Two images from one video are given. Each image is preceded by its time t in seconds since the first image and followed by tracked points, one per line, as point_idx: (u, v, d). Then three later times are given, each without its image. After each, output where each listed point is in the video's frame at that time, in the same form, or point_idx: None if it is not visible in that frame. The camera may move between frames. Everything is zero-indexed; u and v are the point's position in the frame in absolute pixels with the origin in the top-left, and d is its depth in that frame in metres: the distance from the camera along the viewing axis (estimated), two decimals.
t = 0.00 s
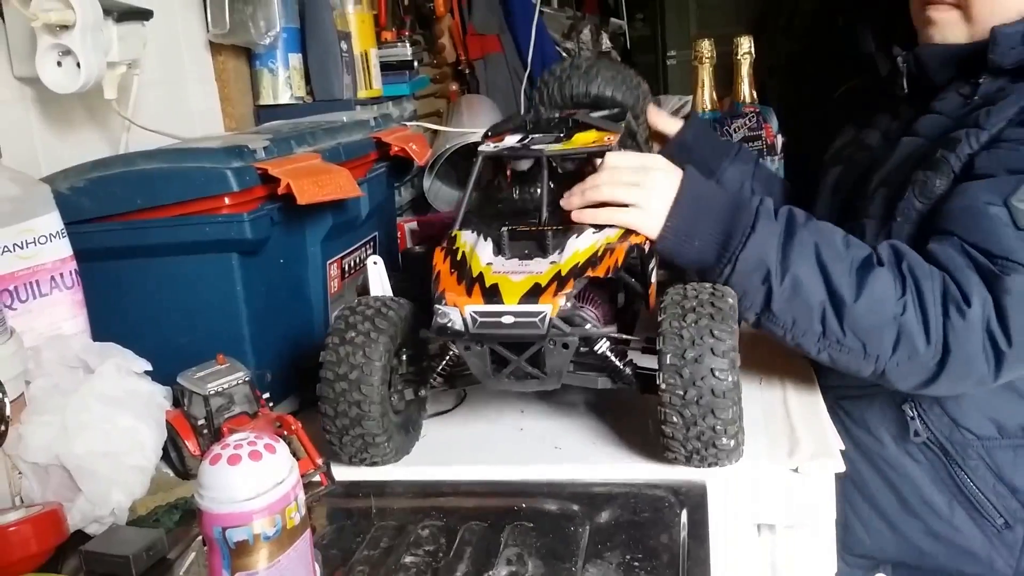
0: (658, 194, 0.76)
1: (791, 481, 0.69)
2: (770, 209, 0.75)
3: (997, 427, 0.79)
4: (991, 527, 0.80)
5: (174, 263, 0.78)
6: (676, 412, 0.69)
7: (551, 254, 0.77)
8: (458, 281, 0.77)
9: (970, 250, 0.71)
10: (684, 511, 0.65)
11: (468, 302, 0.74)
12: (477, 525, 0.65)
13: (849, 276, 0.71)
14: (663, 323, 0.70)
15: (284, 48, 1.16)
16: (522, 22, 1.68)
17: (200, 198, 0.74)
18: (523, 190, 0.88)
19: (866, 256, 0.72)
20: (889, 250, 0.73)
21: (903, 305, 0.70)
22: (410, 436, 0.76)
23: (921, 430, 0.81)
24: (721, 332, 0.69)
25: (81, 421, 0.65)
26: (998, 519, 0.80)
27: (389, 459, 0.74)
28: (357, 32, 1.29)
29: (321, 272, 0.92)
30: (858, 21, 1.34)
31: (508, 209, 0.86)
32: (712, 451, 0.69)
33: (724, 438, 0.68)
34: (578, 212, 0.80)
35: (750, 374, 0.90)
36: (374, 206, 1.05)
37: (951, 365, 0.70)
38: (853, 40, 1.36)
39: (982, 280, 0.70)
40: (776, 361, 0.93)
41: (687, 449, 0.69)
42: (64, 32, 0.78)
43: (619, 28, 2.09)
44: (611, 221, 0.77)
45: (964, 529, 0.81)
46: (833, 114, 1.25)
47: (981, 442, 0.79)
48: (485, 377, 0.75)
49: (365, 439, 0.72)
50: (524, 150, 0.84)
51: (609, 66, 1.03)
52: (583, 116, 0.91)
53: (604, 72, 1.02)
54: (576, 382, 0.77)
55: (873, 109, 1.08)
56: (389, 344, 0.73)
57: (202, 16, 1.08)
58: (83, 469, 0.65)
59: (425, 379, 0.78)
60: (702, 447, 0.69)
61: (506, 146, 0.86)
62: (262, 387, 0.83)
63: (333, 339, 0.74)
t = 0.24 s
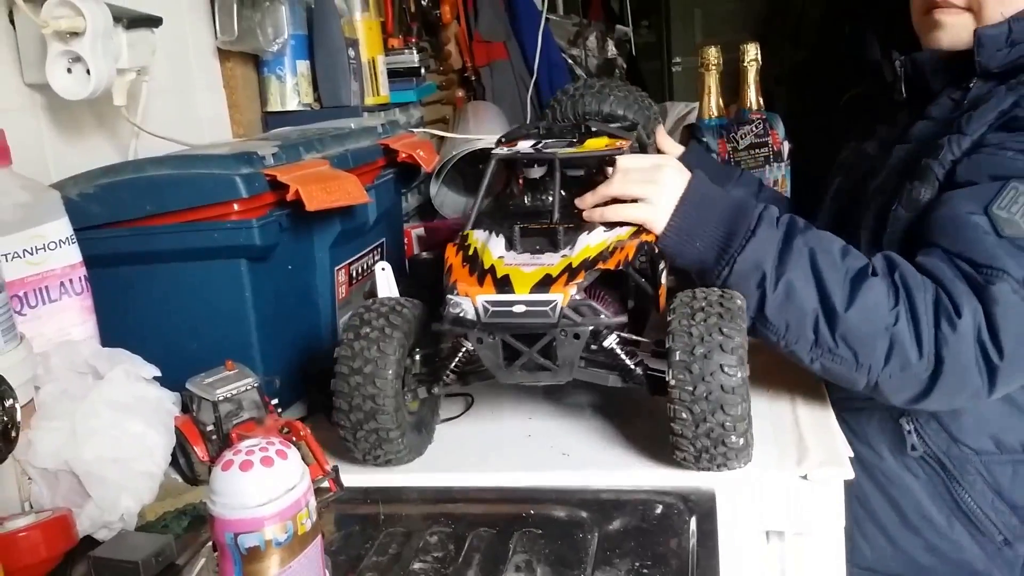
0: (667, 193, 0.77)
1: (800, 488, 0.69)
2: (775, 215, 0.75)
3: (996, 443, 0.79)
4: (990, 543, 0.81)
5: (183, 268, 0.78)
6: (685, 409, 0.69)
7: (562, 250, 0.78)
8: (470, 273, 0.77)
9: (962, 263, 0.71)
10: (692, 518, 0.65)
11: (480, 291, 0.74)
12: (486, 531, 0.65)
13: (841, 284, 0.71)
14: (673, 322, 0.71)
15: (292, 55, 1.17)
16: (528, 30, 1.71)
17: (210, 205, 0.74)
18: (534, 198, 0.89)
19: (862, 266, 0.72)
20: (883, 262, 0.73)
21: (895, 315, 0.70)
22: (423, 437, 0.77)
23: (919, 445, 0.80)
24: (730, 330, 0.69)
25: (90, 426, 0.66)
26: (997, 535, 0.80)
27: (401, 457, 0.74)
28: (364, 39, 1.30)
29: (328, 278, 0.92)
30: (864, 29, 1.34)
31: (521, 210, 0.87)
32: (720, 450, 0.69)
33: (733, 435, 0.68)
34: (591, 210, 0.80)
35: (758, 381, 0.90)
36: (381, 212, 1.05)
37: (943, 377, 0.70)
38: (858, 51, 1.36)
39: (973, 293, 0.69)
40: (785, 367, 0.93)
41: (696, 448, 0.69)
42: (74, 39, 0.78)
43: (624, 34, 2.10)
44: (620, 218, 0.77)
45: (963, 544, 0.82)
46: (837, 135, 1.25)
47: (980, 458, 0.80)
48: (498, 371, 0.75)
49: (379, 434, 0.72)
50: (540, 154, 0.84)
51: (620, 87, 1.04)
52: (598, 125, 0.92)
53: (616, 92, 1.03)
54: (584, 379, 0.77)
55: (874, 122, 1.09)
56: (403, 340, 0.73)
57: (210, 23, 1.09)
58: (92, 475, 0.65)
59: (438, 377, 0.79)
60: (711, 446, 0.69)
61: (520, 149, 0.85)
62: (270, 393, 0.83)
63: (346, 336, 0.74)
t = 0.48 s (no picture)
0: (669, 167, 0.77)
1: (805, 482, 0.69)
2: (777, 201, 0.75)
3: (977, 449, 0.79)
4: (974, 549, 0.81)
5: (187, 265, 0.78)
6: (683, 406, 0.68)
7: (558, 234, 0.78)
8: (465, 260, 0.77)
9: (942, 274, 0.70)
10: (697, 512, 0.65)
11: (473, 279, 0.74)
12: (490, 525, 0.65)
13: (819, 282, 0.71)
14: (669, 318, 0.71)
15: (296, 51, 1.17)
16: (532, 25, 1.69)
17: (215, 200, 0.74)
18: (546, 180, 0.89)
19: (851, 262, 0.72)
20: (872, 259, 0.73)
21: (870, 317, 0.70)
22: (425, 431, 0.77)
23: (898, 449, 0.81)
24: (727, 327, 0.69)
25: (97, 421, 0.66)
26: (981, 541, 0.80)
27: (402, 449, 0.74)
28: (368, 35, 1.30)
29: (333, 274, 0.92)
30: (870, 23, 1.33)
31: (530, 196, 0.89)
32: (721, 447, 0.68)
33: (732, 431, 0.68)
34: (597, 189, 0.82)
35: (763, 374, 0.90)
36: (386, 208, 1.05)
37: (912, 384, 0.70)
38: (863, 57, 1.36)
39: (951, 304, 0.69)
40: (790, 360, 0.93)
41: (696, 444, 0.69)
42: (79, 36, 0.78)
43: (628, 29, 2.10)
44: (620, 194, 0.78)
45: (945, 547, 0.82)
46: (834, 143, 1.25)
47: (961, 463, 0.79)
48: (496, 365, 0.74)
49: (379, 426, 0.72)
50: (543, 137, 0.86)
51: (642, 65, 1.01)
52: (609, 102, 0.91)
53: (635, 69, 1.00)
54: (584, 372, 0.77)
55: (865, 128, 1.08)
56: (402, 333, 0.73)
57: (214, 20, 1.09)
58: (98, 470, 0.65)
59: (439, 371, 0.78)
60: (711, 442, 0.68)
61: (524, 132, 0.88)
62: (276, 389, 0.83)
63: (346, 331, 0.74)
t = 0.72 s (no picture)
0: (672, 167, 0.77)
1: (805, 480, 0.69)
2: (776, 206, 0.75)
3: (976, 453, 0.79)
4: (974, 551, 0.81)
5: (187, 264, 0.78)
6: (689, 403, 0.68)
7: (566, 232, 0.78)
8: (473, 254, 0.77)
9: (938, 285, 0.70)
10: (698, 509, 0.65)
11: (484, 273, 0.74)
12: (491, 523, 0.65)
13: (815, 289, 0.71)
14: (677, 317, 0.70)
15: (295, 49, 1.17)
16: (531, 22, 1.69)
17: (214, 199, 0.74)
18: (539, 177, 0.91)
19: (846, 271, 0.72)
20: (868, 269, 0.73)
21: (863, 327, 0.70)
22: (430, 431, 0.77)
23: (897, 453, 0.81)
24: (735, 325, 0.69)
25: (97, 420, 0.66)
26: (981, 544, 0.80)
27: (408, 452, 0.74)
28: (367, 33, 1.30)
29: (333, 272, 0.92)
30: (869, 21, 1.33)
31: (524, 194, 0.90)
32: (725, 445, 0.69)
33: (738, 430, 0.68)
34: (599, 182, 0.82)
35: (763, 372, 0.90)
36: (386, 206, 1.06)
37: (905, 396, 0.70)
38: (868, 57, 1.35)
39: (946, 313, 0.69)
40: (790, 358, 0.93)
41: (701, 442, 0.69)
42: (78, 35, 0.78)
43: (627, 26, 2.10)
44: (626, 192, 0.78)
45: (946, 549, 0.82)
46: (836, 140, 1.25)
47: (961, 468, 0.79)
48: (502, 365, 0.74)
49: (385, 433, 0.72)
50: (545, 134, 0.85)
51: (626, 66, 1.04)
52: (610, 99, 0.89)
53: (622, 71, 1.02)
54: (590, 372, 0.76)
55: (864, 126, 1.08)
56: (406, 339, 0.73)
57: (213, 18, 1.09)
58: (99, 469, 0.65)
59: (442, 372, 0.78)
60: (715, 440, 0.68)
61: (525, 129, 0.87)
62: (276, 387, 0.83)
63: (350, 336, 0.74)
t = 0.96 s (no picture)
0: (679, 157, 0.78)
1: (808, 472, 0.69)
2: (782, 196, 0.75)
3: (979, 447, 0.79)
4: (977, 545, 0.81)
5: (189, 258, 0.78)
6: (689, 386, 0.68)
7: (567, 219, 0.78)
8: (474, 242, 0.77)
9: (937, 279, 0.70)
10: (700, 502, 0.65)
11: (482, 262, 0.74)
12: (493, 516, 0.65)
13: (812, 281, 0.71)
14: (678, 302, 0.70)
15: (296, 44, 1.17)
16: (533, 16, 1.68)
17: (215, 192, 0.74)
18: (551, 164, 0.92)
19: (847, 263, 0.72)
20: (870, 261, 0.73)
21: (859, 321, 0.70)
22: (431, 420, 0.77)
23: (899, 448, 0.80)
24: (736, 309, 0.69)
25: (99, 415, 0.66)
26: (984, 538, 0.80)
27: (410, 437, 0.74)
28: (369, 27, 1.30)
29: (335, 266, 0.92)
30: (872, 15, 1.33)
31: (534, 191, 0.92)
32: (725, 430, 0.69)
33: (738, 414, 0.68)
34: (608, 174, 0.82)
35: (766, 365, 0.90)
36: (388, 200, 1.05)
37: (901, 389, 0.70)
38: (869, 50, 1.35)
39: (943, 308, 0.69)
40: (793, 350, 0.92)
41: (701, 426, 0.69)
42: (79, 29, 0.78)
43: (629, 20, 2.09)
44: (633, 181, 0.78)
45: (949, 543, 0.82)
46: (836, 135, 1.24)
47: (963, 461, 0.79)
48: (505, 354, 0.74)
49: (387, 414, 0.72)
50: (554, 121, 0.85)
51: (645, 54, 1.05)
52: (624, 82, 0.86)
53: (643, 57, 1.04)
54: (591, 361, 0.77)
55: (866, 120, 1.08)
56: (412, 322, 0.73)
57: (215, 13, 1.09)
58: (102, 463, 0.65)
59: (445, 361, 0.78)
60: (715, 425, 0.68)
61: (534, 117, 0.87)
62: (278, 381, 0.83)
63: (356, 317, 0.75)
